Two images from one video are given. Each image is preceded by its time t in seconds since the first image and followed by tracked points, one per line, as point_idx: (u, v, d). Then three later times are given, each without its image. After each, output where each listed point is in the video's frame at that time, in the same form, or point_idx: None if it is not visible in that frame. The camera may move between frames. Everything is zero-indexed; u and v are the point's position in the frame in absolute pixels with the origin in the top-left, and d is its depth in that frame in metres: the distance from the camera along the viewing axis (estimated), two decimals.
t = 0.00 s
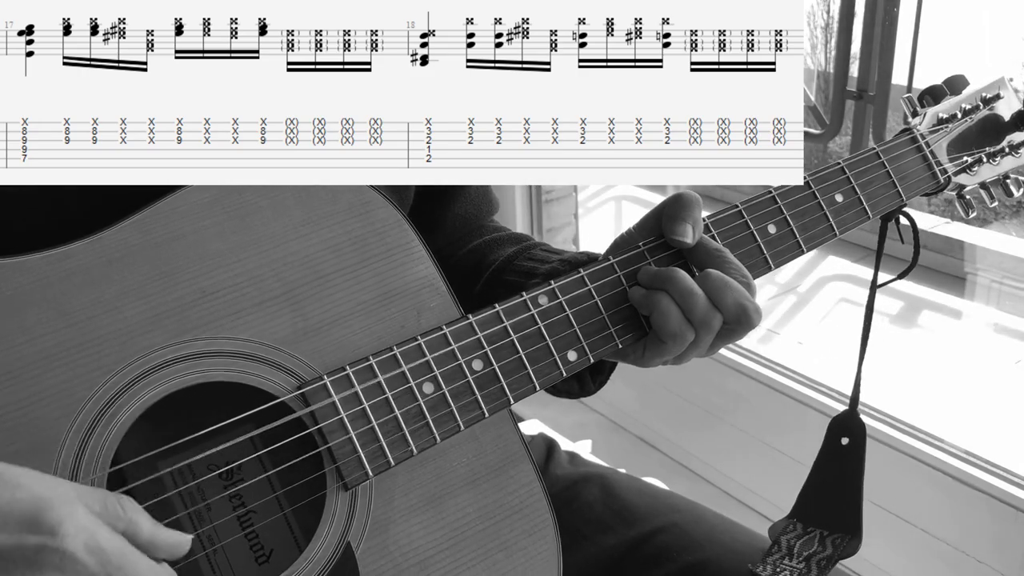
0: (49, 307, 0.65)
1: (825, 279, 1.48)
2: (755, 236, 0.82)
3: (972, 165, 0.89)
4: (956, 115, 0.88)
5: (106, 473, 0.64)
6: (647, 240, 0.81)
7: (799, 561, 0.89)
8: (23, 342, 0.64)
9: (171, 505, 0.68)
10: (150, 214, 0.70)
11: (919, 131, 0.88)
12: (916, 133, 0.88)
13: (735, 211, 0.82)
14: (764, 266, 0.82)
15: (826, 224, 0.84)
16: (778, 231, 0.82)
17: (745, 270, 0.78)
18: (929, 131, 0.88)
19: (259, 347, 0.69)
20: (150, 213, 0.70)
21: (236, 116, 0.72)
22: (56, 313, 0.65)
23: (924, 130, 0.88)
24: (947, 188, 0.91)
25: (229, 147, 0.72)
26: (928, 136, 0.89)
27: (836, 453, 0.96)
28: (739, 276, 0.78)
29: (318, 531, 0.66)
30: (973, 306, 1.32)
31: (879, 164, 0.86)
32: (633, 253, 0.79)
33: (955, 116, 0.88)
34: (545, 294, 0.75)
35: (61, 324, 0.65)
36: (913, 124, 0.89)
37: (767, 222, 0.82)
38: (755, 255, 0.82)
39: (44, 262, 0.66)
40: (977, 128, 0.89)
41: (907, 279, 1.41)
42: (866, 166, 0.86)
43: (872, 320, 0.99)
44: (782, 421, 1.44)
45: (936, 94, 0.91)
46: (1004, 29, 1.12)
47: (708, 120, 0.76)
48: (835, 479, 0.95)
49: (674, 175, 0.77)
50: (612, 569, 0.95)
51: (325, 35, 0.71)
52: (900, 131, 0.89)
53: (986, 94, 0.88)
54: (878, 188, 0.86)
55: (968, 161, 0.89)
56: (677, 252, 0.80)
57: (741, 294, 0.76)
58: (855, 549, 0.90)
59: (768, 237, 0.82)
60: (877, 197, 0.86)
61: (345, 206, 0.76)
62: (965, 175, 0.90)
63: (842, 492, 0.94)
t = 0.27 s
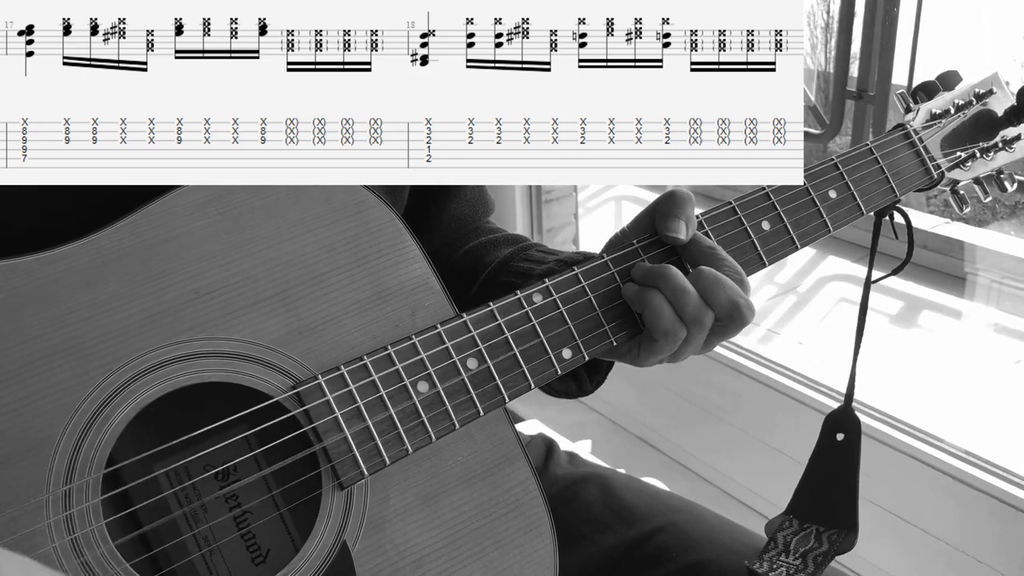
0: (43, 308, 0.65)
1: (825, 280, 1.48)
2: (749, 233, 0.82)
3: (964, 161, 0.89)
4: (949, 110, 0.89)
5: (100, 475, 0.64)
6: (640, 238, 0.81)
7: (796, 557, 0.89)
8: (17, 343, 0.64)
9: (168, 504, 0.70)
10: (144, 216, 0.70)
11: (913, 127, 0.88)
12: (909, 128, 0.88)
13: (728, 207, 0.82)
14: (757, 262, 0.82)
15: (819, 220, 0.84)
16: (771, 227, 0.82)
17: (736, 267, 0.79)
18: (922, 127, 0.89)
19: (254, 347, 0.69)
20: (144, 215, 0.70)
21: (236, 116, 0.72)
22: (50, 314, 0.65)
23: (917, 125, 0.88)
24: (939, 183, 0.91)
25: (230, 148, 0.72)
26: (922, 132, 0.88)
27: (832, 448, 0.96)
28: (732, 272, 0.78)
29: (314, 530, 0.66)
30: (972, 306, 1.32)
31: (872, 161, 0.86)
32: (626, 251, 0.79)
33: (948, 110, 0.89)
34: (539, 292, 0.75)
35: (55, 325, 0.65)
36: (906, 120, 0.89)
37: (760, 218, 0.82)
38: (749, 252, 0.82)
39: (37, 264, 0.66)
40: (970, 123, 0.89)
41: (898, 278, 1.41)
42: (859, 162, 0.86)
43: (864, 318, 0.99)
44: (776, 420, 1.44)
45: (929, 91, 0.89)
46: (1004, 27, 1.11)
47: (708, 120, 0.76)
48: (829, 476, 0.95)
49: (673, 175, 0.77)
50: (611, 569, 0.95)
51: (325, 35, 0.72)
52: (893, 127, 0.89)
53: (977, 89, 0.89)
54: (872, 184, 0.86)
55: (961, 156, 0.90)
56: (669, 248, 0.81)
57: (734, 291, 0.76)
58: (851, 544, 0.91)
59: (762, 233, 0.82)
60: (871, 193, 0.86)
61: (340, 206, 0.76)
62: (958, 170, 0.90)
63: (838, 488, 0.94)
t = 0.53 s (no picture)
0: (43, 309, 0.65)
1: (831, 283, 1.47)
2: (754, 232, 0.81)
3: (971, 158, 0.89)
4: (956, 108, 0.88)
5: (100, 476, 0.64)
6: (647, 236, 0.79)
7: (796, 556, 0.90)
8: (18, 344, 0.64)
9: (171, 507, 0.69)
10: (145, 215, 0.70)
11: (920, 124, 0.88)
12: (916, 125, 0.88)
13: (733, 207, 0.81)
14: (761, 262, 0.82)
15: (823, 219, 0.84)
16: (775, 226, 0.82)
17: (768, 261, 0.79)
18: (928, 124, 0.88)
19: (255, 348, 0.69)
20: (145, 214, 0.70)
21: (236, 116, 0.72)
22: (50, 315, 0.65)
23: (925, 122, 0.88)
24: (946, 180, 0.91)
25: (229, 147, 0.72)
26: (928, 129, 0.88)
27: (833, 447, 0.96)
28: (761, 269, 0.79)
29: (314, 531, 0.66)
30: (973, 306, 1.31)
31: (878, 159, 0.86)
32: (631, 249, 0.77)
33: (954, 108, 0.88)
34: (541, 292, 0.74)
35: (55, 326, 0.65)
36: (913, 117, 0.89)
37: (765, 218, 0.82)
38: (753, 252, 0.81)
39: (38, 264, 0.66)
40: (977, 120, 0.89)
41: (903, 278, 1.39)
42: (865, 161, 0.86)
43: (866, 320, 0.98)
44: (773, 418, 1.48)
45: (937, 87, 0.89)
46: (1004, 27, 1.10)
47: (708, 119, 0.76)
48: (831, 475, 0.95)
49: (674, 175, 0.77)
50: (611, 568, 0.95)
51: (325, 35, 0.72)
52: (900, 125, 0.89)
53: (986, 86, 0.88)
54: (878, 183, 0.86)
55: (968, 154, 0.89)
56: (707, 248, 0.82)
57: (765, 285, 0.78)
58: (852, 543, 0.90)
59: (766, 232, 0.82)
60: (877, 191, 0.86)
61: (341, 205, 0.76)
62: (964, 168, 0.90)
63: (837, 484, 0.94)
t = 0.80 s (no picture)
0: (50, 309, 0.65)
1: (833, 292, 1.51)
2: (760, 237, 0.82)
3: (975, 163, 0.89)
4: (960, 113, 0.88)
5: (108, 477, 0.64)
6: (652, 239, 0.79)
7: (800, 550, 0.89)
8: (24, 345, 0.64)
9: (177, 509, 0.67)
10: (152, 215, 0.69)
11: (924, 130, 0.90)
12: (920, 132, 0.90)
13: (739, 211, 0.81)
14: (769, 267, 0.82)
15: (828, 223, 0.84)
16: (781, 231, 0.82)
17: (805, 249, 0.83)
18: (932, 130, 0.89)
19: (263, 350, 0.69)
20: (152, 214, 0.69)
21: (236, 116, 0.73)
22: (57, 315, 0.65)
23: (928, 128, 0.89)
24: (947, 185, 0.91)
25: (229, 147, 0.73)
26: (932, 134, 0.89)
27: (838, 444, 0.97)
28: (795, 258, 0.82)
29: (322, 534, 0.66)
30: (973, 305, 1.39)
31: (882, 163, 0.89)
32: (636, 252, 0.77)
33: (959, 114, 0.88)
34: (548, 295, 0.74)
35: (62, 326, 0.65)
36: (918, 122, 0.90)
37: (771, 222, 0.82)
38: (758, 256, 0.81)
39: (47, 263, 0.66)
40: (981, 126, 0.89)
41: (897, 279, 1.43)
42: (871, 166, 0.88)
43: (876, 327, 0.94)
44: (764, 415, 1.57)
45: (940, 92, 0.89)
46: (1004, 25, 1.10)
47: (708, 120, 0.76)
48: (837, 470, 0.95)
49: (674, 175, 0.77)
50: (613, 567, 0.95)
51: (325, 35, 0.72)
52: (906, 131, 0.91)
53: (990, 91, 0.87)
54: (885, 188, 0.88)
55: (972, 159, 0.89)
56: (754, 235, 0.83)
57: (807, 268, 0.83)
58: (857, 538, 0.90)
59: (772, 237, 0.82)
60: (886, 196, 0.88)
61: (349, 207, 0.74)
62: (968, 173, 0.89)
63: (845, 479, 0.95)
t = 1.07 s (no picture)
0: (49, 309, 0.65)
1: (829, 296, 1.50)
2: (756, 240, 0.82)
3: (967, 170, 0.89)
4: (953, 120, 0.88)
5: (107, 477, 0.64)
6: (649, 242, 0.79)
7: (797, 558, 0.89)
8: (24, 344, 0.64)
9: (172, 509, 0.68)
10: (152, 216, 0.69)
11: (916, 135, 0.89)
12: (913, 137, 0.89)
13: (735, 214, 0.82)
14: (763, 269, 0.82)
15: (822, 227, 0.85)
16: (777, 235, 0.83)
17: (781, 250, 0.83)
18: (925, 137, 0.89)
19: (261, 350, 0.69)
20: (152, 215, 0.69)
21: (236, 116, 0.73)
22: (57, 316, 0.65)
23: (921, 134, 0.89)
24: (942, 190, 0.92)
25: (229, 147, 0.73)
26: (926, 141, 0.89)
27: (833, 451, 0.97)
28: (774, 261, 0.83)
29: (320, 534, 0.66)
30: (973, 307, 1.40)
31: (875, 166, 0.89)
32: (634, 254, 0.78)
33: (951, 120, 0.88)
34: (546, 297, 0.74)
35: (62, 327, 0.65)
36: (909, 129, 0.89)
37: (766, 226, 0.83)
38: (755, 259, 0.82)
39: (46, 264, 0.66)
40: (973, 133, 0.88)
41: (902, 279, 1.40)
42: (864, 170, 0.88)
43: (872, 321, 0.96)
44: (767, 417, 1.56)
45: (933, 99, 0.88)
46: (1004, 24, 1.10)
47: (708, 119, 0.76)
48: (830, 480, 0.95)
49: (674, 175, 0.77)
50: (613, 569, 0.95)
51: (325, 35, 0.72)
52: (897, 136, 0.90)
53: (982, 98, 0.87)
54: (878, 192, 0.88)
55: (964, 165, 0.89)
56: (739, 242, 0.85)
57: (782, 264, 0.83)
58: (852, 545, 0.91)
59: (767, 240, 0.82)
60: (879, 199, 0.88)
61: (347, 208, 0.74)
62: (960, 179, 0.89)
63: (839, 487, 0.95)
